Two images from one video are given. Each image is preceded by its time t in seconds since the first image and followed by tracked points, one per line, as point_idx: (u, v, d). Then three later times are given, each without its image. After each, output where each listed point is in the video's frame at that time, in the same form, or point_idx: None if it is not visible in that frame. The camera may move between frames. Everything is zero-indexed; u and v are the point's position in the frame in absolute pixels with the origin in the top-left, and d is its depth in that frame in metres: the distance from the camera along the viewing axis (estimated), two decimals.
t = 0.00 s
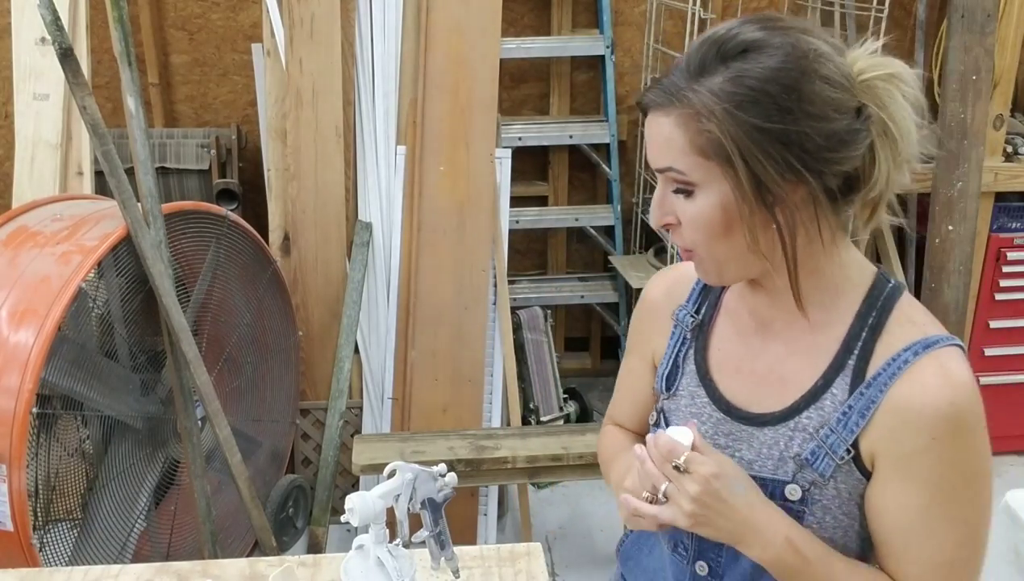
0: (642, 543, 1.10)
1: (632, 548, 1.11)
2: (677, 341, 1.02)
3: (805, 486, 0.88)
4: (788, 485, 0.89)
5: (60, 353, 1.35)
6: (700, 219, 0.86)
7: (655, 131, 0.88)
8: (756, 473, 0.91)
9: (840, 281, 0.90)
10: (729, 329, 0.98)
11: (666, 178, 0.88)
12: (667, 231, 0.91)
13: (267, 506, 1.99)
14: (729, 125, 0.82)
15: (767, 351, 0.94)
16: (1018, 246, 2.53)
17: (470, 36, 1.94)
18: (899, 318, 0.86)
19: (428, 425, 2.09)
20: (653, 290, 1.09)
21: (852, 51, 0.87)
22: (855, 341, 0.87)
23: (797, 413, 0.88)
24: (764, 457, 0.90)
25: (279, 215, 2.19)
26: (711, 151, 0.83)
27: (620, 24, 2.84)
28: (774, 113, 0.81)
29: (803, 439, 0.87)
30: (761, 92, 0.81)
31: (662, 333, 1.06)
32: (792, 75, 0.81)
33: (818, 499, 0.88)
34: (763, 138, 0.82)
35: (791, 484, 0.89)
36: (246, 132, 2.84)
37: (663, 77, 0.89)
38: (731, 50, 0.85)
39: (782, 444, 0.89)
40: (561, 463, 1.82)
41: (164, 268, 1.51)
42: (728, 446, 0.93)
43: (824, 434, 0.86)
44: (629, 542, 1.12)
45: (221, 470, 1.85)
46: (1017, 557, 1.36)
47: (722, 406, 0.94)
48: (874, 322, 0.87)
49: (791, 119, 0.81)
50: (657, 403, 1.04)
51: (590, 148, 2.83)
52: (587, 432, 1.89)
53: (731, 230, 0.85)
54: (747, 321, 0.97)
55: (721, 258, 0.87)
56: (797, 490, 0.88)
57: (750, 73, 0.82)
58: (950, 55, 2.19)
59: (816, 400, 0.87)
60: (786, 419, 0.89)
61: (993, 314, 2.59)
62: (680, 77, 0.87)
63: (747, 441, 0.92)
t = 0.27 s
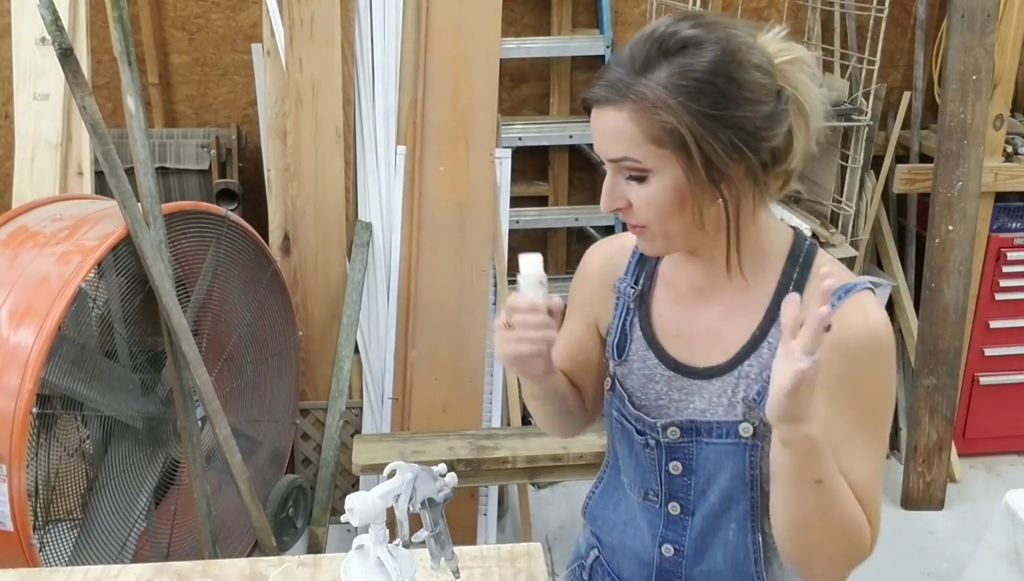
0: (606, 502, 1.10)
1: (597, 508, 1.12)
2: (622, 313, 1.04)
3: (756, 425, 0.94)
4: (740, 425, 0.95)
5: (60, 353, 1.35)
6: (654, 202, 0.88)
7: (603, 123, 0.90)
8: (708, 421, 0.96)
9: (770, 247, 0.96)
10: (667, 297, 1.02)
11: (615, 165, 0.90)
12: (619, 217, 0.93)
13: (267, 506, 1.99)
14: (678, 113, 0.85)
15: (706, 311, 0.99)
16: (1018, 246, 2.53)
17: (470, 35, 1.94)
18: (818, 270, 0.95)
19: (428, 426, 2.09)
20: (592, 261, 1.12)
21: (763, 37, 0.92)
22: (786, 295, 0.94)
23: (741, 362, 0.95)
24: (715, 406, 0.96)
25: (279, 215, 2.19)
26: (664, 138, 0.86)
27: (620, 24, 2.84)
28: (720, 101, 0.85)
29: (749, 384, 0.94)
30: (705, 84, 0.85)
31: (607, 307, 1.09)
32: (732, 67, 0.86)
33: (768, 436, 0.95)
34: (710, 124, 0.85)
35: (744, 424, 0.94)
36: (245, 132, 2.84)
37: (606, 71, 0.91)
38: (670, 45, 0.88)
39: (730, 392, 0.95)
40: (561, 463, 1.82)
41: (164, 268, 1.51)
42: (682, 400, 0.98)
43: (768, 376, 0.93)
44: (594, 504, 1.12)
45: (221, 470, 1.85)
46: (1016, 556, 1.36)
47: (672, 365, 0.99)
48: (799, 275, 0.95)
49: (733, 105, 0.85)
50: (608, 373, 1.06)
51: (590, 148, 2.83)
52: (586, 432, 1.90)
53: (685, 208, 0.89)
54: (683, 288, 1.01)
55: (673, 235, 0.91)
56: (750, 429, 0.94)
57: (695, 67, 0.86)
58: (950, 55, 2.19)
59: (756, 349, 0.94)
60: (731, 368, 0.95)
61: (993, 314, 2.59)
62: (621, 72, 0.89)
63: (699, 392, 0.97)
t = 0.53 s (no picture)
0: (596, 483, 1.12)
1: (588, 489, 1.13)
2: (602, 300, 1.06)
3: (743, 394, 0.95)
4: (727, 397, 0.96)
5: (63, 353, 1.36)
6: (646, 174, 0.90)
7: (596, 94, 0.91)
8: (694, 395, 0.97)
9: (736, 230, 1.00)
10: (646, 283, 1.05)
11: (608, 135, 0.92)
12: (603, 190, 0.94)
13: (268, 506, 2.00)
14: (671, 92, 0.88)
15: (684, 291, 1.01)
16: (1016, 247, 2.54)
17: (470, 37, 1.95)
18: (786, 247, 0.98)
19: (428, 425, 2.09)
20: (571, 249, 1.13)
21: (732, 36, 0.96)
22: (757, 271, 0.97)
23: (721, 337, 0.96)
24: (700, 380, 0.97)
25: (280, 216, 2.20)
26: (659, 112, 0.89)
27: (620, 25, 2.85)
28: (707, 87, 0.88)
29: (732, 357, 0.96)
30: (696, 71, 0.88)
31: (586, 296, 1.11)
32: (720, 59, 0.89)
33: (754, 404, 0.96)
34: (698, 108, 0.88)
35: (731, 394, 0.96)
36: (247, 133, 2.85)
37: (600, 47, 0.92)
38: (663, 30, 0.90)
39: (714, 365, 0.97)
40: (561, 463, 1.83)
41: (166, 269, 1.52)
42: (668, 378, 0.99)
43: (749, 348, 0.95)
44: (586, 486, 1.14)
45: (222, 470, 1.86)
46: (1015, 555, 1.37)
47: (656, 344, 1.00)
48: (769, 251, 0.98)
49: (719, 94, 0.88)
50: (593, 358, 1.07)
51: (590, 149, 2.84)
52: (586, 431, 1.90)
53: (672, 185, 0.91)
54: (661, 272, 1.04)
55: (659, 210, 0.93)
56: (737, 399, 0.95)
57: (689, 53, 0.88)
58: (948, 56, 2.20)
59: (735, 323, 0.96)
60: (712, 343, 0.97)
61: (991, 314, 2.60)
62: (615, 49, 0.91)
63: (683, 368, 0.98)
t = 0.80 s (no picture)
0: (602, 477, 1.15)
1: (594, 483, 1.16)
2: (603, 296, 1.09)
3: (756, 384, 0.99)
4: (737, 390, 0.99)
5: (60, 353, 1.36)
6: (727, 123, 0.99)
7: (679, 52, 1.02)
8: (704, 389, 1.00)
9: (741, 222, 1.04)
10: (646, 278, 1.09)
11: (693, 87, 1.01)
12: (679, 134, 0.99)
13: (267, 506, 1.99)
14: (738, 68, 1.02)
15: (692, 281, 1.05)
16: (1018, 246, 2.54)
17: (470, 35, 1.94)
18: (786, 236, 1.02)
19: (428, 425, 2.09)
20: (564, 249, 1.18)
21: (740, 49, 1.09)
22: (763, 262, 1.00)
23: (729, 331, 0.99)
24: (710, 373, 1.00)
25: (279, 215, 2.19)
26: (733, 79, 1.01)
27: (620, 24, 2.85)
28: (756, 80, 1.05)
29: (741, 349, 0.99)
30: (750, 59, 1.04)
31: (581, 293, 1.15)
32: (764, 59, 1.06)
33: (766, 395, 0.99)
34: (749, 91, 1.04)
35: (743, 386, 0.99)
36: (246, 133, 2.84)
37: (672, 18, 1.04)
38: (722, 18, 1.05)
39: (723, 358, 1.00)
40: (561, 463, 1.82)
41: (164, 268, 1.52)
42: (675, 373, 1.02)
43: (759, 340, 0.98)
44: (591, 480, 1.17)
45: (221, 470, 1.85)
46: (1016, 555, 1.36)
47: (661, 341, 1.03)
48: (772, 242, 1.01)
49: (761, 89, 1.06)
50: (594, 356, 1.10)
51: (591, 148, 2.84)
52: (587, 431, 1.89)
53: (740, 141, 1.01)
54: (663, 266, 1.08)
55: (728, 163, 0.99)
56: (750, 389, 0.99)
57: (745, 45, 1.05)
58: (950, 55, 2.20)
59: (743, 315, 0.99)
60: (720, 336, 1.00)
61: (993, 314, 2.60)
62: (685, 26, 1.04)
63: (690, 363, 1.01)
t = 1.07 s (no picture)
0: (610, 484, 1.15)
1: (601, 490, 1.16)
2: (610, 306, 1.09)
3: (767, 387, 1.02)
4: (752, 392, 1.02)
5: (60, 353, 1.36)
6: (731, 132, 0.99)
7: (683, 60, 1.02)
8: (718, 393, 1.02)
9: (747, 224, 1.06)
10: (653, 286, 1.09)
11: (697, 96, 1.01)
12: (682, 144, 0.99)
13: (267, 506, 1.99)
14: (741, 75, 1.03)
15: (700, 287, 1.06)
16: (1018, 246, 2.54)
17: (470, 36, 1.94)
18: (794, 238, 1.06)
19: (428, 425, 2.09)
20: (568, 260, 1.15)
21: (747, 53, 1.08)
22: (772, 265, 1.04)
23: (742, 336, 1.02)
24: (723, 378, 1.02)
25: (279, 215, 2.19)
26: (738, 87, 1.01)
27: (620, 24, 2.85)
28: (761, 86, 1.05)
29: (754, 352, 1.01)
30: (753, 65, 1.04)
31: (587, 306, 1.14)
32: (769, 65, 1.06)
33: (776, 396, 1.03)
34: (753, 97, 1.04)
35: (755, 389, 1.02)
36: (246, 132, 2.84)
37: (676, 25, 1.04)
38: (728, 24, 1.05)
39: (737, 362, 1.02)
40: (561, 463, 1.82)
41: (164, 268, 1.52)
42: (688, 379, 1.03)
43: (773, 342, 1.00)
44: (598, 487, 1.16)
45: (221, 470, 1.85)
46: (1016, 556, 1.36)
47: (673, 347, 1.04)
48: (780, 245, 1.04)
49: (766, 93, 1.05)
50: (602, 364, 1.10)
51: (591, 148, 2.84)
52: (587, 431, 1.89)
53: (744, 149, 1.01)
54: (670, 272, 1.08)
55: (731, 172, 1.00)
56: (762, 392, 1.02)
57: (750, 51, 1.05)
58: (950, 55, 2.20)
59: (756, 320, 1.02)
60: (735, 340, 1.02)
61: (993, 314, 2.60)
62: (689, 33, 1.04)
63: (703, 368, 1.03)
